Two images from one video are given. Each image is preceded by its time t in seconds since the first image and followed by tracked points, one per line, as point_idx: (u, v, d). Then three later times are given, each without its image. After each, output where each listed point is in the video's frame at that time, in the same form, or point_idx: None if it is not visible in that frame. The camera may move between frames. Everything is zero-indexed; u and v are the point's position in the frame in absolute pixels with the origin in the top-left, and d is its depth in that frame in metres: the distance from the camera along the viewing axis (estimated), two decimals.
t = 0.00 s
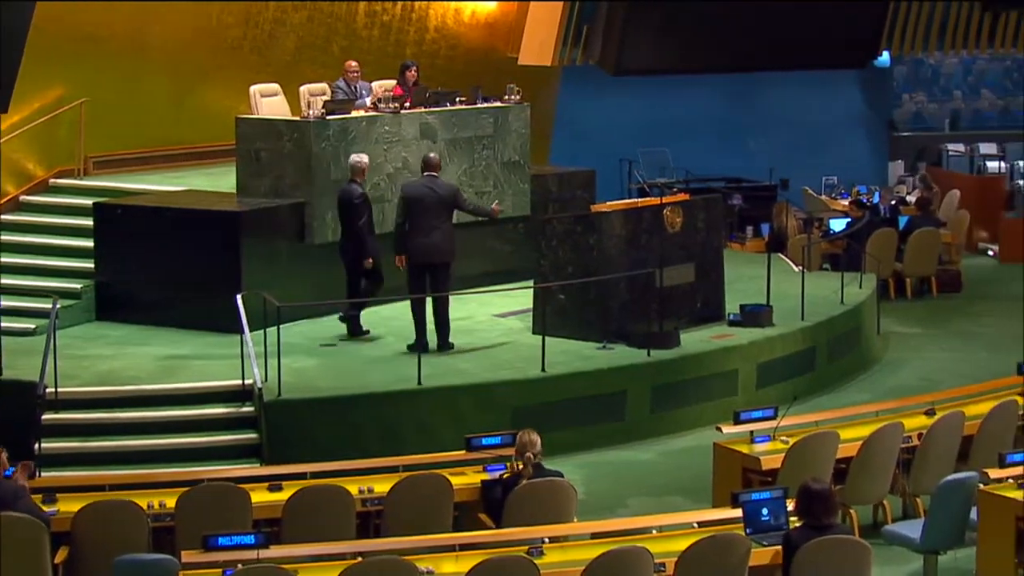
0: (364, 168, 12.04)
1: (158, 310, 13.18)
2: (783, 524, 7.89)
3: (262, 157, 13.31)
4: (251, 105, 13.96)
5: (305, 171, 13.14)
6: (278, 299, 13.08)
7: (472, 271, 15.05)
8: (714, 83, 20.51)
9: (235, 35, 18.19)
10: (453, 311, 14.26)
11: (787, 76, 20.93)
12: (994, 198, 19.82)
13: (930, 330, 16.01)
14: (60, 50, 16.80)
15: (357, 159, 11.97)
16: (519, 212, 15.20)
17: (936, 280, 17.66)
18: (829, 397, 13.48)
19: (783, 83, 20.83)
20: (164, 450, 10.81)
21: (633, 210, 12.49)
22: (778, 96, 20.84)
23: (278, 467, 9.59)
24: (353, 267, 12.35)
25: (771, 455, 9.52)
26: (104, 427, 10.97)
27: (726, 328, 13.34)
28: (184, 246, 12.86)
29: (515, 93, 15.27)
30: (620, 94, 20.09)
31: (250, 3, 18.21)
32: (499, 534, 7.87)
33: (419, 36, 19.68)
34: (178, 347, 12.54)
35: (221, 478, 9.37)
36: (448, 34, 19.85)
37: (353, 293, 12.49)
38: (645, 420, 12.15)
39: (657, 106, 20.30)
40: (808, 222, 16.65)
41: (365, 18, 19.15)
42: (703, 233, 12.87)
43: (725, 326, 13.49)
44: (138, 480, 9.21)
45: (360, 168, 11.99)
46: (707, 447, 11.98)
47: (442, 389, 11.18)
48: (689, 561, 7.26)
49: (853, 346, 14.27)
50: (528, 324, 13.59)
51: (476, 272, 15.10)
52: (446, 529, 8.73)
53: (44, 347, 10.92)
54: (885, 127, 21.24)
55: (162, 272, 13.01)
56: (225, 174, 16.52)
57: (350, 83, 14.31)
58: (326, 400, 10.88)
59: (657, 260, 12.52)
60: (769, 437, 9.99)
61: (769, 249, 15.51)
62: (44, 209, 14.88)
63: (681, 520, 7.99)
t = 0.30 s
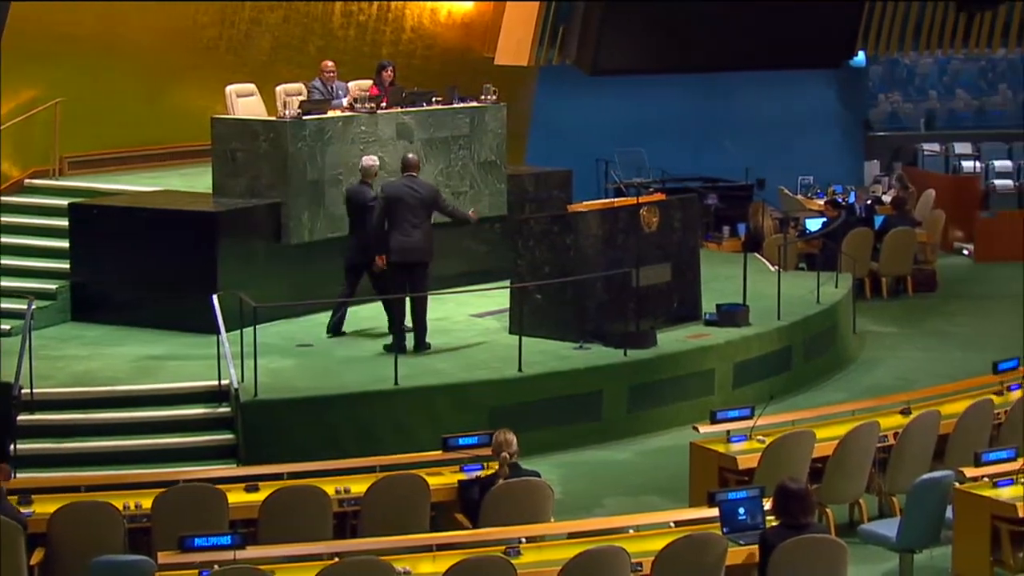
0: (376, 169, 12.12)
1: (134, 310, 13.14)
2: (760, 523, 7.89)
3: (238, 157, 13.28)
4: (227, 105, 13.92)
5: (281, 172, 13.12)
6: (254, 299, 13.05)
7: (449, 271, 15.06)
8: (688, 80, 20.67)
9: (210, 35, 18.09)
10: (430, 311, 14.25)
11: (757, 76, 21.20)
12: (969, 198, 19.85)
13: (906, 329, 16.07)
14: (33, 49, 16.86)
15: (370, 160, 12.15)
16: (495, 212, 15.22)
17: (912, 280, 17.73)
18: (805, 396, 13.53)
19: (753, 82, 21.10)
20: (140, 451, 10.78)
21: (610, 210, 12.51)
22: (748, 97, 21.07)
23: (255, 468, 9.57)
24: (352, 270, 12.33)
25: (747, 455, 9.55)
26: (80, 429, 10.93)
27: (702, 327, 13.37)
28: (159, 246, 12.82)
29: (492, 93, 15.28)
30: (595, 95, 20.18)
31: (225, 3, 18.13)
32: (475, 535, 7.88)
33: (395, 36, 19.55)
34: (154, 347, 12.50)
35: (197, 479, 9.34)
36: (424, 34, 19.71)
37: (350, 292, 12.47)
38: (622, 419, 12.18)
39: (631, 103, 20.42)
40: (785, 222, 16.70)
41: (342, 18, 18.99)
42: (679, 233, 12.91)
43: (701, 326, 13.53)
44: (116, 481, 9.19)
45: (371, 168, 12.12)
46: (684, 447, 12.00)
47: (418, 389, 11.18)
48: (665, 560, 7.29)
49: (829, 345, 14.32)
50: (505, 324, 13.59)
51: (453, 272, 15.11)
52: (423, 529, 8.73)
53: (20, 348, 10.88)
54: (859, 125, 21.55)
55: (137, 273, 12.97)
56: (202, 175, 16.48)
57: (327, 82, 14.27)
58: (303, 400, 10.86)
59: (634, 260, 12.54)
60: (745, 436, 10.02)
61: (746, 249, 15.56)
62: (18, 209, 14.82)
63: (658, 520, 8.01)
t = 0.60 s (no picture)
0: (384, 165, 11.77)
1: (109, 311, 13.10)
2: (737, 523, 7.95)
3: (215, 157, 13.25)
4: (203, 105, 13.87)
5: (258, 172, 13.10)
6: (230, 300, 13.03)
7: (425, 271, 15.06)
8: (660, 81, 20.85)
9: (186, 35, 17.85)
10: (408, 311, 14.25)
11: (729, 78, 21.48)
12: (943, 198, 20.07)
13: (881, 329, 16.14)
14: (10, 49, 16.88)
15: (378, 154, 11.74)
16: (472, 212, 15.23)
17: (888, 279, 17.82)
18: (782, 395, 13.59)
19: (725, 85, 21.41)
20: (116, 453, 10.75)
21: (587, 210, 12.51)
22: (717, 98, 21.39)
23: (231, 469, 9.54)
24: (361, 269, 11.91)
25: (723, 454, 9.57)
26: (56, 430, 10.90)
27: (679, 327, 13.40)
28: (135, 247, 12.79)
29: (468, 93, 15.27)
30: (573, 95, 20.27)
31: (201, 3, 17.86)
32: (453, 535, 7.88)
33: (372, 36, 19.26)
34: (130, 348, 12.47)
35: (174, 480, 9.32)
36: (400, 34, 19.38)
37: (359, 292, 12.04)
38: (599, 419, 12.20)
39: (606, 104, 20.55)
40: (761, 223, 16.76)
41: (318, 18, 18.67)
42: (656, 233, 12.93)
43: (678, 326, 13.56)
44: (93, 482, 9.17)
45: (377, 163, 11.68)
46: (660, 447, 12.03)
47: (395, 389, 11.18)
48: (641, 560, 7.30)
49: (806, 345, 14.37)
50: (482, 324, 13.60)
51: (430, 271, 15.11)
52: (400, 530, 8.73)
53: None
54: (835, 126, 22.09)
55: (113, 273, 12.94)
56: (178, 175, 16.43)
57: (303, 82, 14.28)
58: (279, 401, 10.85)
59: (610, 260, 12.56)
60: (722, 436, 10.06)
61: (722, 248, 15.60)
62: None
63: (635, 519, 8.02)
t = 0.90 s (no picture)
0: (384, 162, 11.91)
1: (87, 311, 13.06)
2: (716, 522, 7.94)
3: (192, 157, 13.21)
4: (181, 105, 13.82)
5: (236, 172, 13.07)
6: (209, 300, 13.01)
7: (404, 271, 15.07)
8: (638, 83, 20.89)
9: (165, 35, 17.79)
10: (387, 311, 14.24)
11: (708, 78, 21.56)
12: (921, 198, 20.10)
13: (859, 328, 16.22)
14: None
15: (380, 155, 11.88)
16: (451, 212, 15.26)
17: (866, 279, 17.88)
18: (760, 394, 13.63)
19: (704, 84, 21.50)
20: (93, 454, 10.71)
21: (566, 210, 12.53)
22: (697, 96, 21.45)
23: (210, 470, 9.52)
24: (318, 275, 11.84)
25: (702, 454, 9.59)
26: (32, 430, 10.86)
27: (657, 327, 13.43)
28: (112, 248, 12.75)
29: (447, 93, 15.30)
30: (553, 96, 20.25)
31: (179, 3, 17.78)
32: (432, 535, 7.88)
33: (350, 36, 19.36)
34: (108, 349, 12.44)
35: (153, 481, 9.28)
36: (379, 35, 19.53)
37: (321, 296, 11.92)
38: (578, 418, 12.22)
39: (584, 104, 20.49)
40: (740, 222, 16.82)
41: (296, 18, 18.72)
42: (633, 233, 12.97)
43: (657, 325, 13.60)
44: (72, 483, 9.15)
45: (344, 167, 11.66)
46: (639, 447, 12.06)
47: (373, 389, 11.17)
48: (621, 557, 7.29)
49: (783, 344, 14.43)
50: (460, 324, 13.61)
51: (408, 272, 15.12)
52: (379, 531, 8.72)
53: None
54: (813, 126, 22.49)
55: (90, 274, 12.89)
56: (156, 175, 16.42)
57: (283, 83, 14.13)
58: (258, 401, 10.83)
59: (589, 260, 12.60)
60: (701, 435, 10.09)
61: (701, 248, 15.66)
62: None
63: (613, 518, 8.03)
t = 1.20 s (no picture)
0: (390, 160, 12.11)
1: (69, 311, 13.05)
2: (697, 522, 7.95)
3: (173, 158, 13.19)
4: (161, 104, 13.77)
5: (216, 172, 13.05)
6: (190, 301, 12.99)
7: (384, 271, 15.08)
8: (624, 84, 21.09)
9: (143, 35, 18.06)
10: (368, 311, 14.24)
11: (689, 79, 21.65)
12: (900, 198, 20.34)
13: (839, 327, 16.28)
14: None
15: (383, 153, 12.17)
16: (432, 212, 15.27)
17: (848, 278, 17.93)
18: (741, 394, 13.67)
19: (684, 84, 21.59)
20: (74, 454, 10.70)
21: (547, 210, 12.52)
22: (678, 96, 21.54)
23: (191, 470, 9.51)
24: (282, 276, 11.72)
25: (683, 454, 9.61)
26: (14, 431, 10.84)
27: (639, 327, 13.44)
28: (93, 249, 12.72)
29: (428, 93, 15.31)
30: (532, 96, 20.36)
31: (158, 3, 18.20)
32: (414, 535, 7.87)
33: (331, 36, 18.72)
34: (89, 349, 12.42)
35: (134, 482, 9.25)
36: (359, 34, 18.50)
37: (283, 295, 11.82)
38: (559, 418, 12.24)
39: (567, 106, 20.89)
40: (720, 222, 16.85)
41: (276, 18, 18.75)
42: (614, 233, 12.99)
43: (638, 325, 13.62)
44: (52, 483, 9.14)
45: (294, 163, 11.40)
46: (620, 446, 12.08)
47: (354, 390, 11.16)
48: (602, 556, 7.30)
49: (764, 344, 14.47)
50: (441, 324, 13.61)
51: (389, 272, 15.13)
52: (360, 531, 8.73)
53: None
54: (794, 126, 22.63)
55: (71, 275, 12.87)
56: (137, 175, 16.42)
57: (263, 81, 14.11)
58: (239, 402, 10.82)
59: (571, 259, 12.62)
60: (682, 434, 10.11)
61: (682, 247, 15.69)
62: None
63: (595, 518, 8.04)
